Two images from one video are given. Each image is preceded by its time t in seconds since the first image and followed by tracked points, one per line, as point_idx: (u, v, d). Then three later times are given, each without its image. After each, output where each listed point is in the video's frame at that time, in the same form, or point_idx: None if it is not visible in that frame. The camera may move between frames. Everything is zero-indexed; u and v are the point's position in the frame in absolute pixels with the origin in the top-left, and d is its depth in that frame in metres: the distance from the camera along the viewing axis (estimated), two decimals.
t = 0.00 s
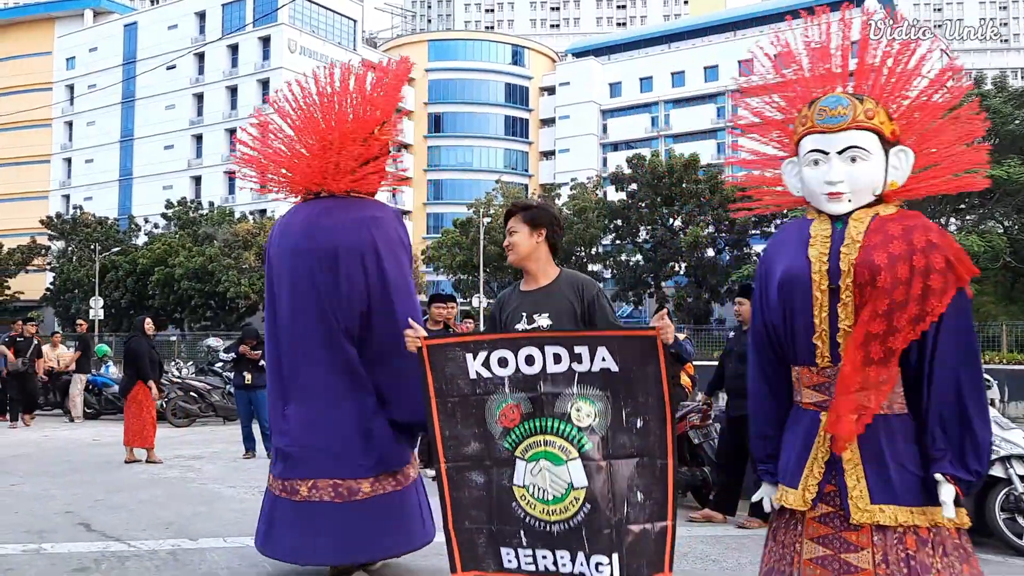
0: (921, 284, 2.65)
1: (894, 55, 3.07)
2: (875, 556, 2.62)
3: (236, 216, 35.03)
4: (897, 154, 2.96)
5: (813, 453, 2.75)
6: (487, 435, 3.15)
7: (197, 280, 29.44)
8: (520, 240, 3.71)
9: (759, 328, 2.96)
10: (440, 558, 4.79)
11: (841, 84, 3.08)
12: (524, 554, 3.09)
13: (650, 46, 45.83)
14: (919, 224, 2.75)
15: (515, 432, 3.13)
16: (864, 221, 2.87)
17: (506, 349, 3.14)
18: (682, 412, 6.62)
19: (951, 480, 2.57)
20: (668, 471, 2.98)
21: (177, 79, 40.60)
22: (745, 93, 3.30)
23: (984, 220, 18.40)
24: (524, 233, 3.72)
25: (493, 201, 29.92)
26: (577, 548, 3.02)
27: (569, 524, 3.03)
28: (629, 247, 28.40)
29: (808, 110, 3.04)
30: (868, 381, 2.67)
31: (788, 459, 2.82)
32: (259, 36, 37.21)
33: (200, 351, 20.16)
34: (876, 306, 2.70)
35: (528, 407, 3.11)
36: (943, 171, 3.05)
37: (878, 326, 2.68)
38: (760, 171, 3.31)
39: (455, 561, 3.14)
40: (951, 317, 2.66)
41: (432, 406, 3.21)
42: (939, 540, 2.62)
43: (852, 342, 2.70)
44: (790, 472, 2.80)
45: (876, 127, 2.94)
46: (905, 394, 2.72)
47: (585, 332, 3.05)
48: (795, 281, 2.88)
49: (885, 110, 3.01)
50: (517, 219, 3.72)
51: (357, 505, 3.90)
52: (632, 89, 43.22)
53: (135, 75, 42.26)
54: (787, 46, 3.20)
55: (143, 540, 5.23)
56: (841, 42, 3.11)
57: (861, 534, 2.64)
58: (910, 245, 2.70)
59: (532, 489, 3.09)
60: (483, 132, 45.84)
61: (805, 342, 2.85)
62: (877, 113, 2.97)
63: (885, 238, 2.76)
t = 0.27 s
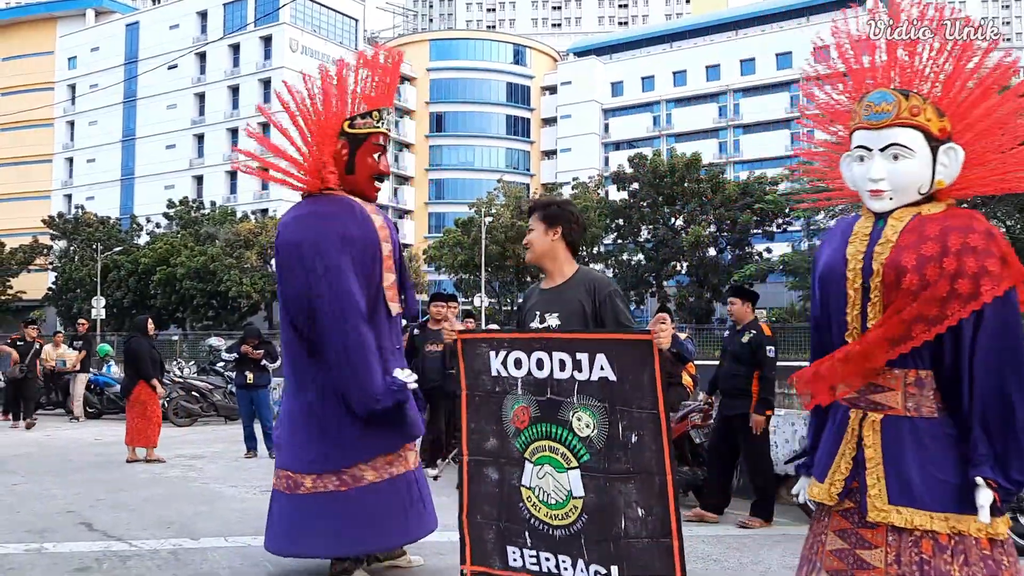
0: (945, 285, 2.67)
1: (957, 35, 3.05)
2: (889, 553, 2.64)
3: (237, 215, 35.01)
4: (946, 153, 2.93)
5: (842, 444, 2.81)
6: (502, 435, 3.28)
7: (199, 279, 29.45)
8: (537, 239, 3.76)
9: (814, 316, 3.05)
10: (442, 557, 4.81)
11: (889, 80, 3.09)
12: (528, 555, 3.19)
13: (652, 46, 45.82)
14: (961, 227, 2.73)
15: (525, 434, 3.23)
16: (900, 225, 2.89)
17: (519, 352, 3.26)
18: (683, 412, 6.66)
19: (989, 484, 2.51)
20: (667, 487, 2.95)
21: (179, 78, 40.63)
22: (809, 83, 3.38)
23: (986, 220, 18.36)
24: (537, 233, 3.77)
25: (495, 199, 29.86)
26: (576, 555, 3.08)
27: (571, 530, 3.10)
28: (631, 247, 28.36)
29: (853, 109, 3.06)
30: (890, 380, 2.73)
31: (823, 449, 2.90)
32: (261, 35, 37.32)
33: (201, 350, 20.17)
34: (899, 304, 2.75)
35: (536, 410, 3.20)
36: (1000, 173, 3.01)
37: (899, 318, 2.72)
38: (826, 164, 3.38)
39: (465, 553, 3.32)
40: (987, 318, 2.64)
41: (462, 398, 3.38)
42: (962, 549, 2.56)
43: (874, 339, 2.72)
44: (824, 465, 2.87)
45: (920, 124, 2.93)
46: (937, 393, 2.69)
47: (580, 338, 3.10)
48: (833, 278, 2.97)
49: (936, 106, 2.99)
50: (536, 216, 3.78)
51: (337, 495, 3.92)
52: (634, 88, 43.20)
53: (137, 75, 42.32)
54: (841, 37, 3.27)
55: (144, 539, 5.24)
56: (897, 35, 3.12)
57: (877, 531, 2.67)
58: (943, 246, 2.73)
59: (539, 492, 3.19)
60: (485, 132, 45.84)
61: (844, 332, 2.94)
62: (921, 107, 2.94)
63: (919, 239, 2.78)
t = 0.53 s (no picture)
0: (960, 284, 2.59)
1: (969, 36, 3.05)
2: (894, 548, 2.63)
3: (238, 215, 34.99)
4: (966, 150, 2.92)
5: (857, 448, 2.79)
6: (529, 437, 3.35)
7: (200, 279, 29.46)
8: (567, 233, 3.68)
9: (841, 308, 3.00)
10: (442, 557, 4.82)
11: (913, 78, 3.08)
12: (543, 561, 3.30)
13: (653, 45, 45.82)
14: (979, 225, 2.64)
15: (545, 438, 3.29)
16: (917, 221, 2.82)
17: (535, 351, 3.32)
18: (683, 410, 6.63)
19: (992, 485, 2.46)
20: (666, 505, 2.90)
21: (181, 78, 40.64)
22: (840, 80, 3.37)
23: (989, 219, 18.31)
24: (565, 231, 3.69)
25: (497, 199, 29.84)
26: (587, 564, 3.12)
27: (582, 540, 3.14)
28: (632, 246, 28.32)
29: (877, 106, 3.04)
30: (903, 379, 2.69)
31: (844, 445, 2.90)
32: (262, 35, 37.50)
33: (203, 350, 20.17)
34: (910, 303, 2.69)
35: (555, 416, 3.24)
36: (1017, 171, 3.01)
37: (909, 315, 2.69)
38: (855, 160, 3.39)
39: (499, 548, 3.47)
40: (1003, 318, 2.56)
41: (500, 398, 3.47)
42: (968, 551, 2.50)
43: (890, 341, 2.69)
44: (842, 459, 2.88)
45: (940, 122, 2.90)
46: (950, 391, 2.63)
47: (585, 349, 3.11)
48: (851, 272, 2.93)
49: (956, 102, 2.98)
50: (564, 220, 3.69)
51: (313, 488, 3.94)
52: (635, 87, 43.16)
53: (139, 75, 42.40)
54: (871, 34, 3.22)
55: (145, 539, 5.24)
56: (914, 37, 3.11)
57: (884, 528, 2.67)
58: (956, 244, 2.64)
59: (554, 498, 3.25)
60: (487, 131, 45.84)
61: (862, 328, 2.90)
62: (941, 103, 2.92)
63: (933, 237, 2.71)
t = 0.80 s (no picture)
0: (964, 283, 2.59)
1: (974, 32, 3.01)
2: (896, 548, 2.60)
3: (239, 215, 34.99)
4: (971, 148, 2.87)
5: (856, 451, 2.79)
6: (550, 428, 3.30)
7: (201, 279, 29.48)
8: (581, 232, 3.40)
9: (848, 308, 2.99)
10: (442, 556, 4.85)
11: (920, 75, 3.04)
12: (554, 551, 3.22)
13: (655, 44, 45.80)
14: (982, 224, 2.63)
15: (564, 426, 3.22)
16: (918, 221, 2.80)
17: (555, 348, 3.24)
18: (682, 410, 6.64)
19: None
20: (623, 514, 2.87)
21: (182, 78, 40.62)
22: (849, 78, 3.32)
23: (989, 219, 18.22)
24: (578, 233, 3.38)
25: (497, 199, 29.82)
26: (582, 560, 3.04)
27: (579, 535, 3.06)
28: (634, 246, 28.25)
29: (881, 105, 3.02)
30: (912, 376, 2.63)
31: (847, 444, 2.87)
32: (263, 35, 37.50)
33: (204, 349, 20.23)
34: (913, 305, 2.67)
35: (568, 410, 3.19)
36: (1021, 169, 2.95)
37: (913, 317, 2.66)
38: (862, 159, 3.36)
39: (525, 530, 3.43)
40: (1007, 317, 2.50)
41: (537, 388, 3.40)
42: (970, 550, 2.46)
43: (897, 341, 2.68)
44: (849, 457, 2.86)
45: (944, 119, 2.87)
46: (955, 390, 2.58)
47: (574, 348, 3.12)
48: (857, 270, 2.91)
49: (959, 98, 2.92)
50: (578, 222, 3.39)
51: (288, 474, 3.98)
52: (636, 87, 43.15)
53: (140, 74, 42.47)
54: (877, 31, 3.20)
55: (145, 538, 5.25)
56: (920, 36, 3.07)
57: (885, 528, 2.64)
58: (959, 243, 2.63)
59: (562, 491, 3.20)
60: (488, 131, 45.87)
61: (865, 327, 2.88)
62: (946, 102, 2.89)
63: (935, 236, 2.70)
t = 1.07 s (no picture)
0: (970, 284, 2.52)
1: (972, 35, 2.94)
2: (912, 553, 2.53)
3: (239, 214, 34.93)
4: (969, 150, 2.81)
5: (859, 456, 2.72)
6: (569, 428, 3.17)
7: (201, 278, 29.44)
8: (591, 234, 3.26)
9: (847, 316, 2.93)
10: (444, 556, 4.81)
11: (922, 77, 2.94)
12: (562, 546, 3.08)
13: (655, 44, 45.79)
14: (986, 224, 2.58)
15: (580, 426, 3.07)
16: (922, 223, 2.73)
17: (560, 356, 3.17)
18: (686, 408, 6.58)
19: None
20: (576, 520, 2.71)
21: (181, 77, 40.55)
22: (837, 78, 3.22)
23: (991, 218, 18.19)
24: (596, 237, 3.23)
25: (498, 198, 29.78)
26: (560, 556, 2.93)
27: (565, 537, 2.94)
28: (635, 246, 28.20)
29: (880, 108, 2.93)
30: (921, 380, 2.54)
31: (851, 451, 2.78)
32: (262, 34, 37.42)
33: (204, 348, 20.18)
34: (922, 309, 2.57)
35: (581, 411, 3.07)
36: (1022, 170, 2.87)
37: (920, 322, 2.57)
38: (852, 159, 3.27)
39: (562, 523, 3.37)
40: (1013, 315, 2.46)
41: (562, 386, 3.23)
42: (987, 551, 2.43)
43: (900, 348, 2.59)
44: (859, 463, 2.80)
45: (942, 122, 2.81)
46: (962, 392, 2.54)
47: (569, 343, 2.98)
48: (856, 277, 2.82)
49: (957, 101, 2.86)
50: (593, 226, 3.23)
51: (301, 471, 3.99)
52: (636, 87, 43.15)
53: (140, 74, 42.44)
54: (870, 33, 3.10)
55: (144, 538, 5.20)
56: (916, 38, 2.99)
57: (901, 533, 2.56)
58: (965, 244, 2.57)
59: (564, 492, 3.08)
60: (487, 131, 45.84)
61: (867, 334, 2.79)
62: (945, 104, 2.82)
63: (940, 238, 2.62)
